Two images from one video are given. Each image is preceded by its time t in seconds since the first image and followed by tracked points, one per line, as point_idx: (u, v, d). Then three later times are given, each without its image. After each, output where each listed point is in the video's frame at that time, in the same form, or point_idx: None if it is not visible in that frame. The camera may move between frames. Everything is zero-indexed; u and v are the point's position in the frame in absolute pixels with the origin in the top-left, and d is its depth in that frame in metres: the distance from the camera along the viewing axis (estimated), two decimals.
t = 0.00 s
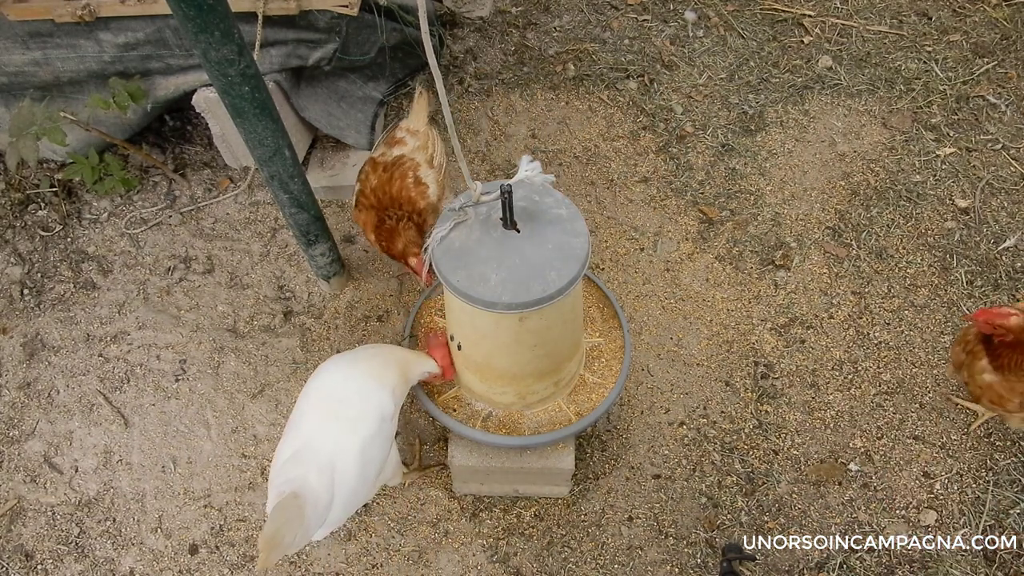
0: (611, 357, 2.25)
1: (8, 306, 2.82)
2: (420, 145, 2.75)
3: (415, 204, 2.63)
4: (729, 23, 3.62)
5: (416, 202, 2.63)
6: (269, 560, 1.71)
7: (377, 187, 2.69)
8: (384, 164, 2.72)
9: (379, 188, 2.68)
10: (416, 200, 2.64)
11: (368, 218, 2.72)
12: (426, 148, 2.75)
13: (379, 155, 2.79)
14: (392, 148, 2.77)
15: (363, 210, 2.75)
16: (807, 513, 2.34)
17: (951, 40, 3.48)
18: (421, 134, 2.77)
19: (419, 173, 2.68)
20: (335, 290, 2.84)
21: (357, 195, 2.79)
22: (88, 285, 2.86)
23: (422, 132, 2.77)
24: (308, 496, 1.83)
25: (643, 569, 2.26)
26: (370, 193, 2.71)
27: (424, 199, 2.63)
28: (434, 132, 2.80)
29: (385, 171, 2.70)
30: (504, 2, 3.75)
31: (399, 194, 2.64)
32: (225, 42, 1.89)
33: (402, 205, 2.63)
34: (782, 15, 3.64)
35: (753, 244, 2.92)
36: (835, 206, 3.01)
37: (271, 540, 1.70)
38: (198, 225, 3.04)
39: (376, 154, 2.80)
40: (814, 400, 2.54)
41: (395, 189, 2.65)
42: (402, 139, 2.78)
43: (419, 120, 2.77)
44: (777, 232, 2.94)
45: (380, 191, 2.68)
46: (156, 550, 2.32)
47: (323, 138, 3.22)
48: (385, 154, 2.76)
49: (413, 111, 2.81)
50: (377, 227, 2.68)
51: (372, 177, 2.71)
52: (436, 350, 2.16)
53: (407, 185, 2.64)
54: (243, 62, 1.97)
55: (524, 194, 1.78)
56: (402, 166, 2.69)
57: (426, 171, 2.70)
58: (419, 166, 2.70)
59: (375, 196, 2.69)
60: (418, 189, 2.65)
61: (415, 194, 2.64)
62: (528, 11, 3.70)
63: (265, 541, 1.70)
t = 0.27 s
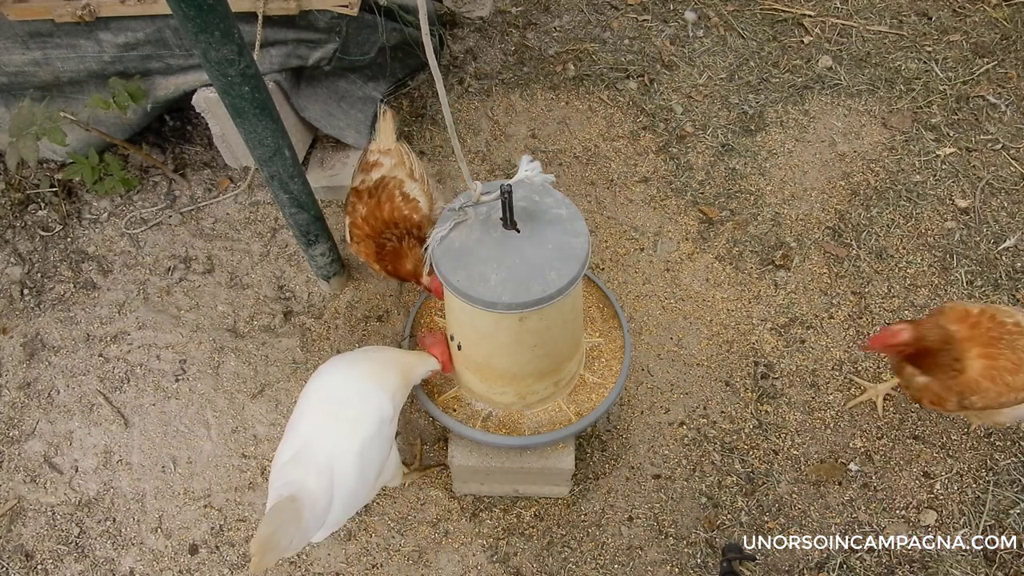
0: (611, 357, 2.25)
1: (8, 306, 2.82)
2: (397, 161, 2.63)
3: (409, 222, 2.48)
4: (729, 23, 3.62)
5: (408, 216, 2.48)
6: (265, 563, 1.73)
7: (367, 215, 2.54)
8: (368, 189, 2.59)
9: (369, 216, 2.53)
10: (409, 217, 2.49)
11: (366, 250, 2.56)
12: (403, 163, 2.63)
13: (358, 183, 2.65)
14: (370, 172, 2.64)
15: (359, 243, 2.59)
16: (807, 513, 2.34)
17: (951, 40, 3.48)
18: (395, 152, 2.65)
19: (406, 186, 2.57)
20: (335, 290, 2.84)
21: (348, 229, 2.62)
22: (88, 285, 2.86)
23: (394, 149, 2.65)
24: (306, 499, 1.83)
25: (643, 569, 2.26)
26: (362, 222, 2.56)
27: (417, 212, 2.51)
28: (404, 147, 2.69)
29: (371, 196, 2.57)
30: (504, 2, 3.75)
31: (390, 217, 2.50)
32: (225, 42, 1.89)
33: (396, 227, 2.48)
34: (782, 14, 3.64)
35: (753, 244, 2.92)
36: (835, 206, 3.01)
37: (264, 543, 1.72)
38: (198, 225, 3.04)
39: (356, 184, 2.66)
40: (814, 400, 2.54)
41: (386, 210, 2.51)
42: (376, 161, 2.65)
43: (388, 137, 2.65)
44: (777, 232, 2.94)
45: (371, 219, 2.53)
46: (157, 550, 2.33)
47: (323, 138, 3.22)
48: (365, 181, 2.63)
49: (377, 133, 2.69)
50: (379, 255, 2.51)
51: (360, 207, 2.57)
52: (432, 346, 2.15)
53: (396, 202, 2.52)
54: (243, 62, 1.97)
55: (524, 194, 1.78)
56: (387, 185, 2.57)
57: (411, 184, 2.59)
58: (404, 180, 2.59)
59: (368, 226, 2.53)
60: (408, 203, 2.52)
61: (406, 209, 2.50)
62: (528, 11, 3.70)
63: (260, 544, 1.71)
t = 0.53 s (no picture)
0: (611, 357, 2.25)
1: (8, 306, 2.82)
2: (387, 167, 2.58)
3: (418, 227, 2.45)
4: (729, 23, 3.62)
5: (420, 221, 2.46)
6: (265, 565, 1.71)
7: (379, 228, 2.47)
8: (372, 198, 2.53)
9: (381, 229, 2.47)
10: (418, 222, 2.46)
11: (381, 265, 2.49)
12: (395, 167, 2.59)
13: (357, 196, 2.58)
14: (365, 181, 2.57)
15: (369, 255, 2.51)
16: (807, 513, 2.34)
17: (951, 40, 3.48)
18: (384, 157, 2.60)
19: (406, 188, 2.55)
20: (335, 290, 2.84)
21: (358, 241, 2.54)
22: (88, 285, 2.86)
23: (382, 156, 2.60)
24: (308, 499, 1.83)
25: (643, 569, 2.27)
26: (372, 231, 2.49)
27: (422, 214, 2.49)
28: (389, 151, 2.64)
29: (377, 206, 2.51)
30: (504, 2, 3.75)
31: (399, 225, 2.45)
32: (225, 42, 1.89)
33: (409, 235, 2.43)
34: (782, 14, 3.63)
35: (753, 244, 2.92)
36: (835, 206, 3.01)
37: (266, 544, 1.70)
38: (198, 225, 3.04)
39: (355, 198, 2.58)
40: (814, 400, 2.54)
41: (399, 219, 2.46)
42: (367, 171, 2.57)
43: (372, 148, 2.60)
44: (777, 232, 2.94)
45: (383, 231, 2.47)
46: (157, 550, 2.33)
47: (323, 138, 3.22)
48: (365, 192, 2.56)
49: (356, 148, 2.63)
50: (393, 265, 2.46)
51: (370, 219, 2.50)
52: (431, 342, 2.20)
53: (405, 207, 2.49)
54: (243, 63, 1.97)
55: (524, 194, 1.78)
56: (390, 192, 2.53)
57: (409, 186, 2.56)
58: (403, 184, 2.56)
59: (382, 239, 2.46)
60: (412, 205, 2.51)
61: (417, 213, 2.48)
62: (528, 11, 3.70)
63: (260, 545, 1.70)
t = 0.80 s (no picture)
0: (611, 357, 2.25)
1: (8, 306, 2.82)
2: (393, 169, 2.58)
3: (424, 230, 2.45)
4: (729, 24, 3.62)
5: (425, 224, 2.46)
6: (259, 561, 1.73)
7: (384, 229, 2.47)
8: (376, 201, 2.53)
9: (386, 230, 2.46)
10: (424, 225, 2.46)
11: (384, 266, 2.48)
12: (401, 169, 2.58)
13: (361, 197, 2.57)
14: (370, 183, 2.56)
15: (371, 255, 2.50)
16: (807, 513, 2.34)
17: (951, 40, 3.48)
18: (390, 159, 2.59)
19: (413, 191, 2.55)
20: (335, 290, 2.84)
21: (361, 243, 2.53)
22: (88, 285, 2.86)
23: (387, 158, 2.59)
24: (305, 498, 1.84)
25: (643, 569, 2.27)
26: (376, 233, 2.49)
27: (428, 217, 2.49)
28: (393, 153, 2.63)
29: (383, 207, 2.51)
30: (504, 2, 3.75)
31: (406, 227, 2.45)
32: (225, 42, 1.89)
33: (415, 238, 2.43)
34: (782, 14, 3.63)
35: (753, 244, 2.92)
36: (835, 206, 3.01)
37: (261, 542, 1.72)
38: (198, 225, 3.04)
39: (359, 199, 2.57)
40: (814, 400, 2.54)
41: (404, 221, 2.46)
42: (371, 172, 2.57)
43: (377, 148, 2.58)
44: (777, 232, 2.94)
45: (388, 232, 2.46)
46: (157, 551, 2.33)
47: (323, 138, 3.22)
48: (370, 194, 2.55)
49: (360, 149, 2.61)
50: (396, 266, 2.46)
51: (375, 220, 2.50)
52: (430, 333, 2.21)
53: (411, 210, 2.49)
54: (243, 62, 1.97)
55: (524, 194, 1.78)
56: (397, 195, 2.52)
57: (416, 189, 2.57)
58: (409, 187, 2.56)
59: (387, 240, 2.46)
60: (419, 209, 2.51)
61: (422, 216, 2.48)
62: (528, 11, 3.70)
63: (256, 542, 1.72)
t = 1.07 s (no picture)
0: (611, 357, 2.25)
1: (8, 306, 2.82)
2: (397, 169, 2.58)
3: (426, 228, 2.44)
4: (729, 24, 3.62)
5: (425, 223, 2.45)
6: (253, 558, 1.74)
7: (385, 225, 2.46)
8: (377, 198, 2.53)
9: (387, 226, 2.46)
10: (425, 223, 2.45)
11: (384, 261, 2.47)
12: (404, 170, 2.58)
13: (362, 194, 2.57)
14: (372, 182, 2.57)
15: (371, 252, 2.50)
16: (807, 513, 2.34)
17: (951, 40, 3.48)
18: (393, 159, 2.59)
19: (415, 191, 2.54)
20: (335, 290, 2.84)
21: (360, 240, 2.53)
22: (88, 285, 2.86)
23: (390, 158, 2.59)
24: (302, 497, 1.83)
25: (643, 569, 2.27)
26: (376, 230, 2.48)
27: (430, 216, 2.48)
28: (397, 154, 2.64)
29: (384, 204, 2.50)
30: (504, 2, 3.75)
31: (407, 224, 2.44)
32: (225, 42, 1.89)
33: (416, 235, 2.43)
34: (782, 15, 3.63)
35: (753, 244, 2.92)
36: (835, 206, 3.01)
37: (255, 538, 1.73)
38: (198, 225, 3.04)
39: (360, 196, 2.58)
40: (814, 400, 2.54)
41: (405, 220, 2.45)
42: (374, 172, 2.57)
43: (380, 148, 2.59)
44: (777, 232, 2.94)
45: (388, 228, 2.46)
46: (157, 550, 2.33)
47: (323, 138, 3.22)
48: (371, 191, 2.55)
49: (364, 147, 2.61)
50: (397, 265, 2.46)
51: (376, 216, 2.49)
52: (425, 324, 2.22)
53: (412, 209, 2.48)
54: (243, 62, 1.97)
55: (524, 194, 1.78)
56: (399, 193, 2.52)
57: (418, 189, 2.56)
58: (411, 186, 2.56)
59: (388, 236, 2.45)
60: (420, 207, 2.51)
61: (422, 216, 2.47)
62: (528, 11, 3.70)
63: (250, 539, 1.72)
